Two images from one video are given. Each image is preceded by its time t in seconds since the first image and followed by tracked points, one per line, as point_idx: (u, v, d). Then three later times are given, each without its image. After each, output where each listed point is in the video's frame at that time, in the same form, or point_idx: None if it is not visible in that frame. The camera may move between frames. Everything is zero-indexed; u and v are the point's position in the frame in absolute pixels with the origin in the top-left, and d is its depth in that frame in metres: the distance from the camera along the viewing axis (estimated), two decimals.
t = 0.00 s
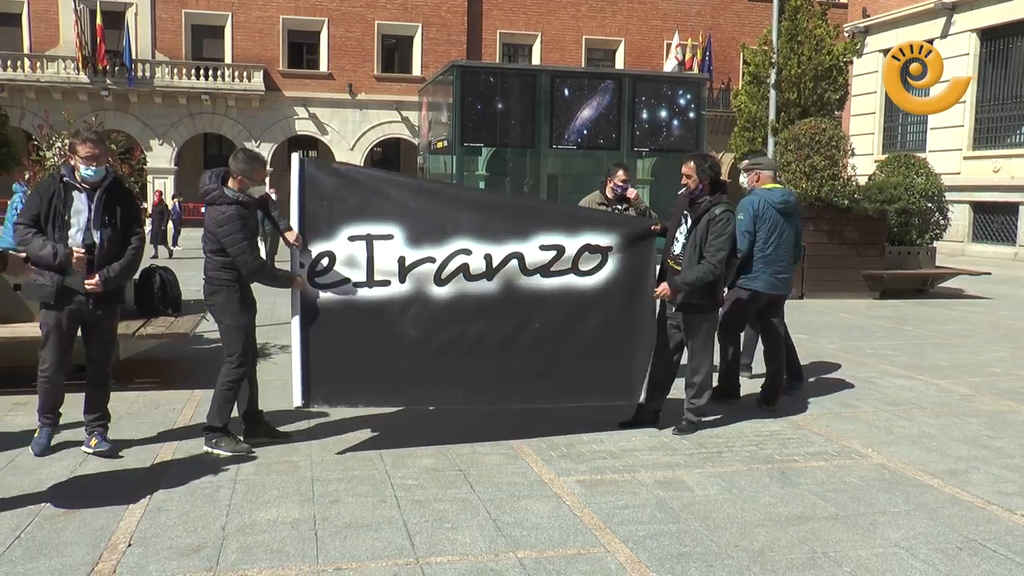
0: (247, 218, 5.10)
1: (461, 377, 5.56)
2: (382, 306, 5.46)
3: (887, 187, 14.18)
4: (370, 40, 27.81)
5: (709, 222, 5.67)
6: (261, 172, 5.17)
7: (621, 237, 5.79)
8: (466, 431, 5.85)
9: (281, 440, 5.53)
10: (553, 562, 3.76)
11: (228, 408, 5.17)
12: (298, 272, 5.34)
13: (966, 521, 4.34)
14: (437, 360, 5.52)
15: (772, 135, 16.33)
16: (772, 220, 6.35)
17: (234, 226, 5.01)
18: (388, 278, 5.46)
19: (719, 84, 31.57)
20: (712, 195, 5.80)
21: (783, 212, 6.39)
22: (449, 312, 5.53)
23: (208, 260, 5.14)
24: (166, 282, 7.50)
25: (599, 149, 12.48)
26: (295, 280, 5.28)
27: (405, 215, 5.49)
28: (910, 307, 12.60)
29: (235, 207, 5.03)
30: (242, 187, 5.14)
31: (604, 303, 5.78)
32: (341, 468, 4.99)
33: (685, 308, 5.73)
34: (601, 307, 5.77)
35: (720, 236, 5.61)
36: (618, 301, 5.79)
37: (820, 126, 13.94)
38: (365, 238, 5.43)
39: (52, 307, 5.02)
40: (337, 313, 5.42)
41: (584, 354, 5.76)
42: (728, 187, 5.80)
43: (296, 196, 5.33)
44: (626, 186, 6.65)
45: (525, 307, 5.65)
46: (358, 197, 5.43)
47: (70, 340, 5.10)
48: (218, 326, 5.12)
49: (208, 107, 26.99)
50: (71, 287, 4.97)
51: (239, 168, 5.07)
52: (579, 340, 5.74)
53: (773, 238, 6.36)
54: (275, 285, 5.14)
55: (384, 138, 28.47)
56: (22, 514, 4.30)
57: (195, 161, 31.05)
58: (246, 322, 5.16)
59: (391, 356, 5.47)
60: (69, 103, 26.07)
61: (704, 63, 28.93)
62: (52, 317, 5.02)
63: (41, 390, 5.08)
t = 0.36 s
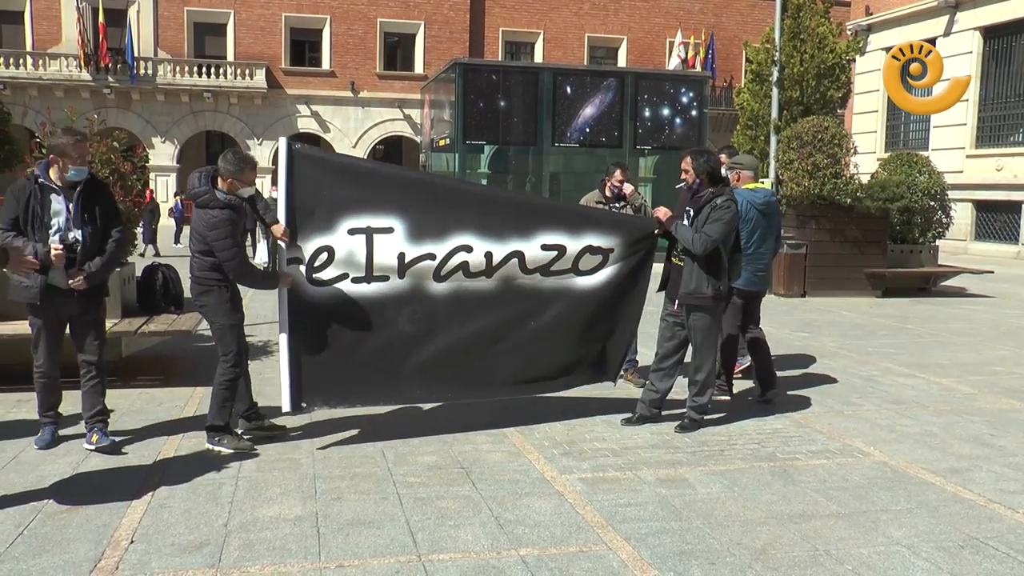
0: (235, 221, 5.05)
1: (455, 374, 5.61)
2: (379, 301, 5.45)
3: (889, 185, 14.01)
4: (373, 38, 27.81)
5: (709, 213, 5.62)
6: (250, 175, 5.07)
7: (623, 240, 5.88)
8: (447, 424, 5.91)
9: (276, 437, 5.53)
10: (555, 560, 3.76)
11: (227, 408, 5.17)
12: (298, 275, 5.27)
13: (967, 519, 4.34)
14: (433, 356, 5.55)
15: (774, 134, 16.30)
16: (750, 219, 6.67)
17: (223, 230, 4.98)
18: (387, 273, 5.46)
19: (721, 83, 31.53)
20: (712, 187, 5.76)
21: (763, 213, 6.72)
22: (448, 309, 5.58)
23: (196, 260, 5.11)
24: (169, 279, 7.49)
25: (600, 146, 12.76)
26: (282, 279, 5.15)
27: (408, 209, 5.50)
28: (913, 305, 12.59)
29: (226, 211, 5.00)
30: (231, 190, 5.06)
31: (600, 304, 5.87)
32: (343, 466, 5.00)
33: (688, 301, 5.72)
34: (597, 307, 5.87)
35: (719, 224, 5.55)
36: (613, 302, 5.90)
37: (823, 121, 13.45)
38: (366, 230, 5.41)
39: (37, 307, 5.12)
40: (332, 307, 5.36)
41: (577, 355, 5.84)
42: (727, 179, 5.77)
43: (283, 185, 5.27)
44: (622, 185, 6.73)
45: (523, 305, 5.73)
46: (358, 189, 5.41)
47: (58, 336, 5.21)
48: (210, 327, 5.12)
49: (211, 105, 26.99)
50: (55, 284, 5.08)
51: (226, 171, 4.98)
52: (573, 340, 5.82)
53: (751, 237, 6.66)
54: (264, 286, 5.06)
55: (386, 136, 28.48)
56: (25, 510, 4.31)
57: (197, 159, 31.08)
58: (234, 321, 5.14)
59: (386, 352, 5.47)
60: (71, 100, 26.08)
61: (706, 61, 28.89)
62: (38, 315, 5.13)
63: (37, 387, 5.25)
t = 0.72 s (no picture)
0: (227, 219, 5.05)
1: (448, 376, 5.62)
2: (375, 301, 5.46)
3: (890, 182, 14.24)
4: (374, 36, 27.79)
5: (703, 195, 5.66)
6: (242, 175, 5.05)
7: (625, 250, 5.88)
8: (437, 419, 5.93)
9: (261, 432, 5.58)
10: (554, 558, 3.76)
11: (224, 403, 5.19)
12: (294, 272, 5.29)
13: (968, 518, 4.34)
14: (428, 358, 5.57)
15: (776, 131, 16.26)
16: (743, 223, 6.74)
17: (214, 230, 4.97)
18: (385, 273, 5.48)
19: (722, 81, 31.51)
20: (703, 179, 5.82)
21: (751, 208, 6.76)
22: (446, 311, 5.59)
23: (187, 257, 5.14)
24: (171, 277, 7.47)
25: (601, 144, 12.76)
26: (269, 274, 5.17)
27: (409, 209, 5.50)
28: (914, 303, 12.58)
29: (218, 212, 5.00)
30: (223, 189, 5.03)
31: (596, 312, 5.87)
32: (344, 463, 5.00)
33: (685, 285, 5.73)
34: (593, 314, 5.87)
35: (713, 203, 5.60)
36: (609, 310, 5.91)
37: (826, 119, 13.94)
38: (365, 227, 5.42)
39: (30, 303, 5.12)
40: (328, 304, 5.37)
41: (572, 362, 5.85)
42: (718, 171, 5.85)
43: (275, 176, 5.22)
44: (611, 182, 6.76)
45: (520, 309, 5.73)
46: (360, 187, 5.41)
47: (51, 331, 5.23)
48: (203, 322, 5.15)
49: (211, 103, 26.96)
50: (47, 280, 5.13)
51: (217, 172, 4.95)
52: (568, 346, 5.82)
53: (742, 233, 6.75)
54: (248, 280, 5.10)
55: (388, 133, 28.47)
56: (26, 507, 4.32)
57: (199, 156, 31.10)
58: (225, 318, 5.16)
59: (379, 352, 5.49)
60: (73, 97, 26.08)
61: (708, 59, 28.86)
62: (32, 310, 5.14)
63: (34, 382, 5.25)
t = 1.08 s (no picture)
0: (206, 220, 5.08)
1: (445, 381, 5.62)
2: (374, 306, 5.47)
3: (890, 181, 14.21)
4: (374, 35, 27.77)
5: (697, 193, 5.66)
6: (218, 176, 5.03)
7: (625, 259, 5.83)
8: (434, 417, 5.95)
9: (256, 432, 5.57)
10: (555, 558, 3.76)
11: (220, 403, 5.17)
12: (292, 274, 5.31)
13: (969, 516, 4.34)
14: (424, 362, 5.57)
15: (776, 130, 16.25)
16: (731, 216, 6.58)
17: (194, 232, 5.04)
18: (385, 277, 5.48)
19: (722, 79, 31.51)
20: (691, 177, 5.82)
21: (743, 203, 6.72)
22: (444, 315, 5.59)
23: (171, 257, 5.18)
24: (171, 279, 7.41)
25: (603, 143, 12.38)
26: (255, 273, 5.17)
27: (408, 215, 5.50)
28: (915, 302, 12.57)
29: (197, 211, 5.03)
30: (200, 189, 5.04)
31: (594, 319, 5.84)
32: (345, 463, 5.00)
33: (682, 283, 5.71)
34: (591, 322, 5.84)
35: (709, 201, 5.60)
36: (609, 318, 5.87)
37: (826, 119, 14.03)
38: (365, 233, 5.43)
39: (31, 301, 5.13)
40: (326, 307, 5.40)
41: (568, 369, 5.82)
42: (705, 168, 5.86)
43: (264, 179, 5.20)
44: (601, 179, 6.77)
45: (517, 316, 5.72)
46: (357, 192, 5.41)
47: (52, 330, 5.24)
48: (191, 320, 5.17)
49: (212, 102, 26.94)
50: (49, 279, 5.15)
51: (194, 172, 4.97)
52: (565, 353, 5.80)
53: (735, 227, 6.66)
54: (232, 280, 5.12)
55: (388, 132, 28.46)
56: (28, 507, 4.32)
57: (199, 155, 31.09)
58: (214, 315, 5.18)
59: (377, 355, 5.50)
60: (73, 97, 26.07)
61: (708, 58, 28.85)
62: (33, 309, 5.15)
63: (35, 383, 5.25)
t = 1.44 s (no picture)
0: (182, 218, 5.10)
1: (435, 381, 5.58)
2: (366, 304, 5.48)
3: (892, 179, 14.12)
4: (375, 34, 27.77)
5: (701, 197, 5.64)
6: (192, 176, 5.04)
7: (621, 261, 5.76)
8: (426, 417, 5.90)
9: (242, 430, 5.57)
10: (556, 557, 3.76)
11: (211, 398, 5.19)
12: (286, 269, 5.34)
13: (970, 516, 4.33)
14: (416, 362, 5.54)
15: (777, 129, 16.26)
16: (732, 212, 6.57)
17: (168, 229, 5.04)
18: (378, 275, 5.49)
19: (724, 79, 31.49)
20: (695, 177, 5.81)
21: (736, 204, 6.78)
22: (437, 315, 5.57)
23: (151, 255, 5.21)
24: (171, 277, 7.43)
25: (604, 142, 12.28)
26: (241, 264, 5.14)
27: (402, 213, 5.51)
28: (916, 302, 12.57)
29: (171, 208, 5.05)
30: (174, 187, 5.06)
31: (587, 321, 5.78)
32: (346, 462, 4.99)
33: (684, 286, 5.72)
34: (585, 323, 5.77)
35: (714, 206, 5.56)
36: (603, 322, 5.79)
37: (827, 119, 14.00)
38: (360, 230, 5.45)
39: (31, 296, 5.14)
40: (319, 303, 5.40)
41: (560, 370, 5.76)
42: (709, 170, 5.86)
43: (254, 171, 5.23)
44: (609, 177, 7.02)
45: (510, 315, 5.67)
46: (351, 188, 5.43)
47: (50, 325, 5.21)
48: (171, 317, 5.18)
49: (213, 101, 26.94)
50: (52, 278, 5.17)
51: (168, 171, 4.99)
52: (558, 355, 5.74)
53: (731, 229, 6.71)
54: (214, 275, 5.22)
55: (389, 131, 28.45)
56: (29, 505, 4.33)
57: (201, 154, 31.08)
58: (195, 311, 5.18)
59: (368, 353, 5.48)
60: (74, 96, 26.09)
61: (710, 57, 28.85)
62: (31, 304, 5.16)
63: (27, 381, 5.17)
